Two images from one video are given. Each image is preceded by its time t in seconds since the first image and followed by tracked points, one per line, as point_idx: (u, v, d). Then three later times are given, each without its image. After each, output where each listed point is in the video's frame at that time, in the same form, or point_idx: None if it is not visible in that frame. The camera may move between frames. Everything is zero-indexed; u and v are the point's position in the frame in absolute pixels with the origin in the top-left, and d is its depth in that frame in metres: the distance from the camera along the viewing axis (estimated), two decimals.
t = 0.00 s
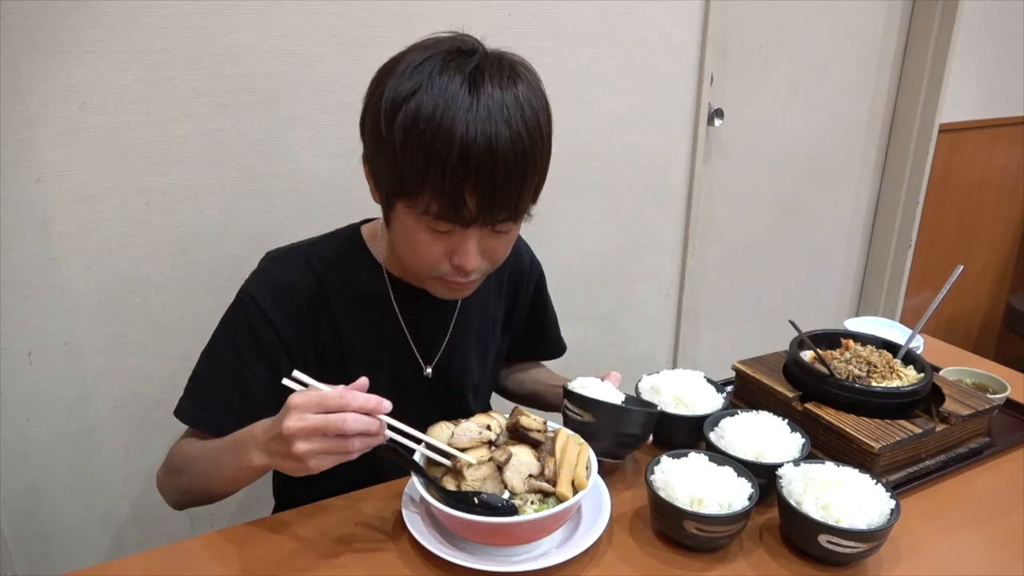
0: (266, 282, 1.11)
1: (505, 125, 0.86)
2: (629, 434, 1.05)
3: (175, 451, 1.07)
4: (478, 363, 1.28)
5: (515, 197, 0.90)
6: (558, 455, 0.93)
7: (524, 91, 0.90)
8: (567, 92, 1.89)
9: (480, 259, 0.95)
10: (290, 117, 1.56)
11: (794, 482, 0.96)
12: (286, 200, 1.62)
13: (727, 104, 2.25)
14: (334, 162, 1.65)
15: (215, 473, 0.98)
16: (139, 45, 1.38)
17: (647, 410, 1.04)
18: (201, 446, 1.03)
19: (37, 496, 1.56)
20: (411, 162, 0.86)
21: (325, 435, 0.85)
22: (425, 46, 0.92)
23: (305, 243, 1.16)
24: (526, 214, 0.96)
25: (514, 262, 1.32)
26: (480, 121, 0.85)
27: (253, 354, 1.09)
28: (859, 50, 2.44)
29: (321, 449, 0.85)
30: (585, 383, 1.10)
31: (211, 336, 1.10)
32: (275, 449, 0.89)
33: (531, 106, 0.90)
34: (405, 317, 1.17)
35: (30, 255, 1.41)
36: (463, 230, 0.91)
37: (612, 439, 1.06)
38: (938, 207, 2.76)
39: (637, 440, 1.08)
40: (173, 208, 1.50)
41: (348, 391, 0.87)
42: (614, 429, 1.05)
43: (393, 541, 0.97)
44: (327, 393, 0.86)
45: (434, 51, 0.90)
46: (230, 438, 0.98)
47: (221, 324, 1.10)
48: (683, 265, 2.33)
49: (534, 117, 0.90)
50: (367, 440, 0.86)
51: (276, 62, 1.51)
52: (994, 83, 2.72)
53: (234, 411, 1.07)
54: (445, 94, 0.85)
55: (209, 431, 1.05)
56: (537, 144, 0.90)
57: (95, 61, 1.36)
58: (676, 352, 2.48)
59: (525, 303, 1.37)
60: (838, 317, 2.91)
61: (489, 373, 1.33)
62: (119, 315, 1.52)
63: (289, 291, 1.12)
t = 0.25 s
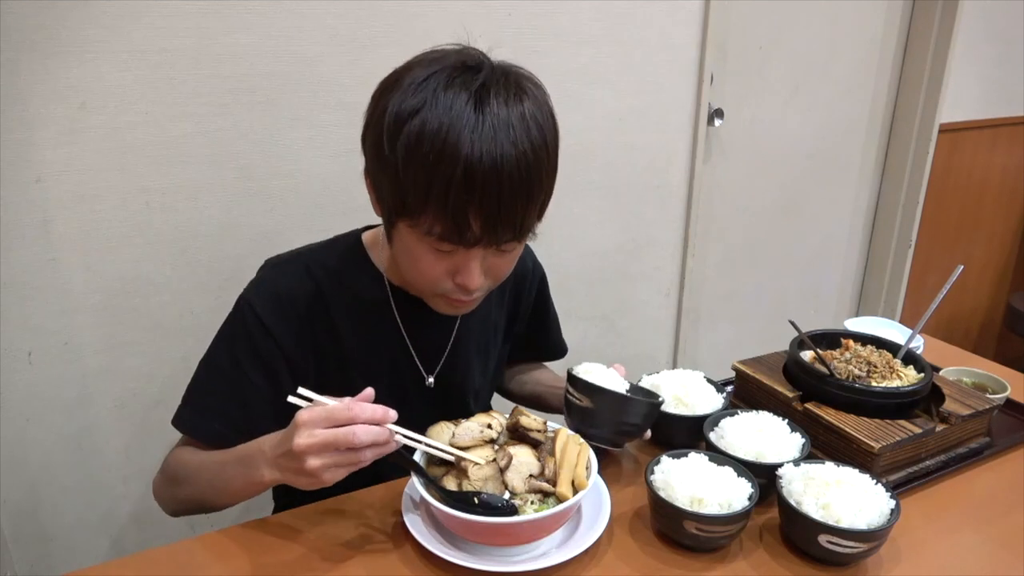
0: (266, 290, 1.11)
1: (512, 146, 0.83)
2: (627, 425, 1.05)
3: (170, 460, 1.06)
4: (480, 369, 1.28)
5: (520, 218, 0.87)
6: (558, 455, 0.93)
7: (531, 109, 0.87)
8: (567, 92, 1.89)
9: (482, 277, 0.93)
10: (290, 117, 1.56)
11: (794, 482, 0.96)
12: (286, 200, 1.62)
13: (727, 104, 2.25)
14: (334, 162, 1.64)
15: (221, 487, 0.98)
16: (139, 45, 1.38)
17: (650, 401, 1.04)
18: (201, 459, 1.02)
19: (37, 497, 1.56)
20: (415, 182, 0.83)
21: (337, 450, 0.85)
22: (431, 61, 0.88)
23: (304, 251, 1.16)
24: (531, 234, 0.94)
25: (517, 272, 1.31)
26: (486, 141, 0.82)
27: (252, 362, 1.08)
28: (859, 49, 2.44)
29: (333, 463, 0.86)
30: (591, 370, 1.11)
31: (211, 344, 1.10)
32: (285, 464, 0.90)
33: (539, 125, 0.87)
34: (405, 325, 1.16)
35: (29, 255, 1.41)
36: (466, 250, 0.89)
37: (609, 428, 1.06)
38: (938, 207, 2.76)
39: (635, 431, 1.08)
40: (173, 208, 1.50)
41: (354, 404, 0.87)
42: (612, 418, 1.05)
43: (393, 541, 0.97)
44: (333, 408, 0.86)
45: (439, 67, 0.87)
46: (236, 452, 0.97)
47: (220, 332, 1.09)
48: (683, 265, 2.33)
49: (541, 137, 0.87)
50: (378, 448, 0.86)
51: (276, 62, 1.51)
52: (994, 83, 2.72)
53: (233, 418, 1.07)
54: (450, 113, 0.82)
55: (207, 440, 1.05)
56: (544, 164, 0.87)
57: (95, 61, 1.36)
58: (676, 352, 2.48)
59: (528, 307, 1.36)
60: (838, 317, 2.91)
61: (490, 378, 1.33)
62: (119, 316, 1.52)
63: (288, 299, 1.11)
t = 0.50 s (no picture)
0: (269, 305, 1.07)
1: (526, 183, 0.79)
2: (625, 424, 1.05)
3: (169, 477, 1.04)
4: (483, 374, 1.27)
5: (531, 254, 0.84)
6: (558, 455, 0.94)
7: (547, 141, 0.82)
8: (567, 92, 1.89)
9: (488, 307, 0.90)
10: (290, 117, 1.56)
11: (794, 482, 0.96)
12: (286, 199, 1.62)
13: (727, 104, 2.25)
14: (333, 162, 1.64)
15: (238, 500, 0.99)
16: (139, 45, 1.38)
17: (648, 399, 1.04)
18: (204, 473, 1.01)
19: (37, 496, 1.56)
20: (423, 219, 0.79)
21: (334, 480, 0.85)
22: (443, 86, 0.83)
23: (304, 262, 1.12)
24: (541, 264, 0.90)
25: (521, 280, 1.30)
26: (500, 178, 0.77)
27: (256, 379, 1.05)
28: (859, 49, 2.44)
29: (337, 488, 0.85)
30: (591, 368, 1.11)
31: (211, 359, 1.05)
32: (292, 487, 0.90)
33: (554, 158, 0.82)
34: (410, 340, 1.14)
35: (29, 255, 1.41)
36: (474, 285, 0.85)
37: (607, 427, 1.06)
38: (938, 207, 2.76)
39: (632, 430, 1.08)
40: (173, 208, 1.50)
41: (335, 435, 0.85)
42: (609, 416, 1.05)
43: (393, 541, 0.96)
44: (316, 446, 0.84)
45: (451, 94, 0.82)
46: (245, 467, 0.97)
47: (220, 347, 1.05)
48: (683, 265, 2.33)
49: (556, 171, 0.82)
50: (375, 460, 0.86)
51: (275, 61, 1.51)
52: (994, 83, 2.72)
53: (237, 437, 1.04)
54: (462, 147, 0.77)
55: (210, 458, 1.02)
56: (557, 198, 0.83)
57: (95, 61, 1.36)
58: (676, 352, 2.48)
59: (531, 313, 1.35)
60: (839, 316, 2.91)
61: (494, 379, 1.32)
62: (119, 315, 1.52)
63: (290, 313, 1.08)
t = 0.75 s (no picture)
0: (274, 316, 1.06)
1: (546, 226, 0.77)
2: (625, 424, 1.05)
3: (173, 484, 1.05)
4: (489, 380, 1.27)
5: (546, 293, 0.83)
6: (558, 455, 0.94)
7: (568, 180, 0.80)
8: (567, 92, 1.89)
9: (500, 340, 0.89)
10: (289, 116, 1.56)
11: (794, 482, 0.96)
12: (286, 199, 1.61)
13: (727, 104, 2.25)
14: (333, 162, 1.64)
15: (250, 499, 1.00)
16: (138, 45, 1.38)
17: (648, 398, 1.04)
18: (208, 479, 1.01)
19: (37, 496, 1.56)
20: (439, 258, 0.78)
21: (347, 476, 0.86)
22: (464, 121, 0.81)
23: (310, 272, 1.12)
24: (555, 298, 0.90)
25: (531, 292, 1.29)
26: (521, 217, 0.76)
27: (259, 392, 1.04)
28: (859, 49, 2.44)
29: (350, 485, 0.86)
30: (592, 368, 1.11)
31: (213, 369, 1.05)
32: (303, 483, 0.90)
33: (574, 198, 0.81)
34: (415, 353, 1.14)
35: (30, 255, 1.41)
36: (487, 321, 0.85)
37: (607, 427, 1.06)
38: (938, 206, 2.76)
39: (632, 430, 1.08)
40: (173, 208, 1.50)
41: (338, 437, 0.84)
42: (609, 416, 1.05)
43: (393, 540, 0.97)
44: (323, 452, 0.83)
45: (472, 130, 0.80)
46: (251, 468, 0.98)
47: (224, 358, 1.05)
48: (683, 265, 2.33)
49: (575, 211, 0.81)
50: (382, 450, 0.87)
51: (275, 61, 1.51)
52: (994, 83, 2.72)
53: (239, 449, 1.04)
54: (483, 188, 0.75)
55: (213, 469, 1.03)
56: (576, 237, 0.82)
57: (95, 61, 1.36)
58: (676, 352, 2.48)
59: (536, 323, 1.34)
60: (839, 316, 2.91)
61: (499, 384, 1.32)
62: (119, 315, 1.52)
63: (295, 324, 1.07)
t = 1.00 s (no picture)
0: (282, 325, 1.06)
1: (558, 255, 0.77)
2: (629, 424, 1.05)
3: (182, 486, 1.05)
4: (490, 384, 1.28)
5: (556, 323, 0.83)
6: (558, 455, 0.94)
7: (582, 207, 0.80)
8: (567, 92, 1.89)
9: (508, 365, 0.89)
10: (289, 116, 1.56)
11: (794, 482, 0.97)
12: (285, 199, 1.61)
13: (727, 104, 2.25)
14: (333, 161, 1.64)
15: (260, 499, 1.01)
16: (138, 44, 1.38)
17: (651, 397, 1.04)
18: (213, 483, 1.02)
19: (36, 496, 1.56)
20: (449, 284, 0.78)
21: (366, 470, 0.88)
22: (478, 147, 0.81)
23: (319, 277, 1.11)
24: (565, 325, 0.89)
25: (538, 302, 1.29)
26: (532, 245, 0.76)
27: (265, 401, 1.05)
28: (859, 49, 2.44)
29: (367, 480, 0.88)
30: (595, 368, 1.11)
31: (220, 375, 1.05)
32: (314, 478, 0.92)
33: (588, 228, 0.80)
34: (420, 364, 1.14)
35: (30, 255, 1.41)
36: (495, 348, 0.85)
37: (610, 426, 1.06)
38: (938, 206, 2.76)
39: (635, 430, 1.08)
40: (173, 207, 1.50)
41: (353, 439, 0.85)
42: (613, 415, 1.05)
43: (393, 541, 0.97)
44: (342, 456, 0.84)
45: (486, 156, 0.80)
46: (257, 471, 0.99)
47: (231, 362, 1.05)
48: (683, 265, 2.33)
49: (588, 241, 0.80)
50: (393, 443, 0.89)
51: (275, 61, 1.51)
52: (994, 83, 2.72)
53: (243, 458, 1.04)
54: (494, 215, 0.76)
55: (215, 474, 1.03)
56: (588, 265, 0.82)
57: (95, 61, 1.36)
58: (676, 352, 2.48)
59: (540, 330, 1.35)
60: (839, 316, 2.91)
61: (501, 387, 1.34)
62: (119, 315, 1.52)
63: (302, 331, 1.07)
